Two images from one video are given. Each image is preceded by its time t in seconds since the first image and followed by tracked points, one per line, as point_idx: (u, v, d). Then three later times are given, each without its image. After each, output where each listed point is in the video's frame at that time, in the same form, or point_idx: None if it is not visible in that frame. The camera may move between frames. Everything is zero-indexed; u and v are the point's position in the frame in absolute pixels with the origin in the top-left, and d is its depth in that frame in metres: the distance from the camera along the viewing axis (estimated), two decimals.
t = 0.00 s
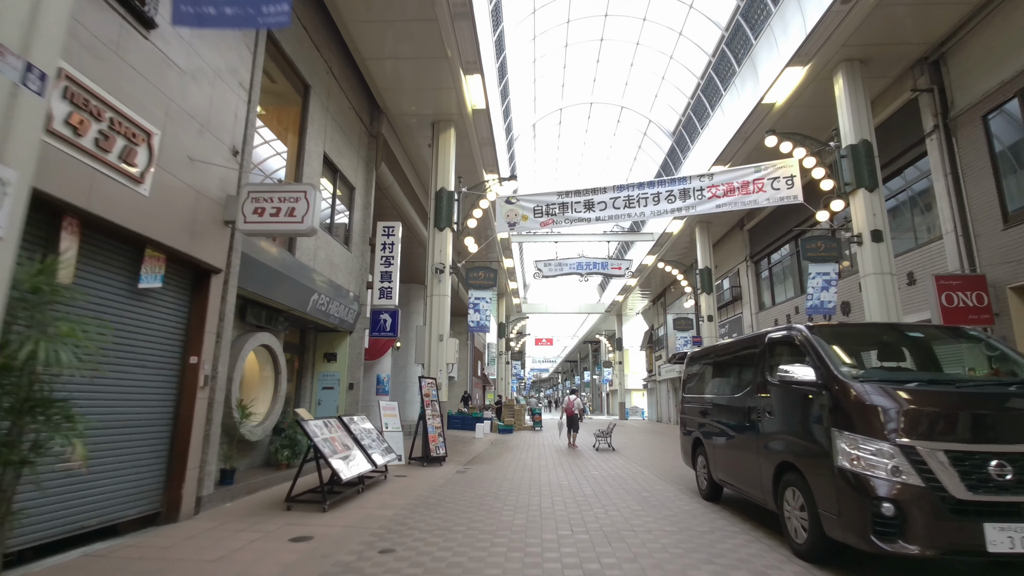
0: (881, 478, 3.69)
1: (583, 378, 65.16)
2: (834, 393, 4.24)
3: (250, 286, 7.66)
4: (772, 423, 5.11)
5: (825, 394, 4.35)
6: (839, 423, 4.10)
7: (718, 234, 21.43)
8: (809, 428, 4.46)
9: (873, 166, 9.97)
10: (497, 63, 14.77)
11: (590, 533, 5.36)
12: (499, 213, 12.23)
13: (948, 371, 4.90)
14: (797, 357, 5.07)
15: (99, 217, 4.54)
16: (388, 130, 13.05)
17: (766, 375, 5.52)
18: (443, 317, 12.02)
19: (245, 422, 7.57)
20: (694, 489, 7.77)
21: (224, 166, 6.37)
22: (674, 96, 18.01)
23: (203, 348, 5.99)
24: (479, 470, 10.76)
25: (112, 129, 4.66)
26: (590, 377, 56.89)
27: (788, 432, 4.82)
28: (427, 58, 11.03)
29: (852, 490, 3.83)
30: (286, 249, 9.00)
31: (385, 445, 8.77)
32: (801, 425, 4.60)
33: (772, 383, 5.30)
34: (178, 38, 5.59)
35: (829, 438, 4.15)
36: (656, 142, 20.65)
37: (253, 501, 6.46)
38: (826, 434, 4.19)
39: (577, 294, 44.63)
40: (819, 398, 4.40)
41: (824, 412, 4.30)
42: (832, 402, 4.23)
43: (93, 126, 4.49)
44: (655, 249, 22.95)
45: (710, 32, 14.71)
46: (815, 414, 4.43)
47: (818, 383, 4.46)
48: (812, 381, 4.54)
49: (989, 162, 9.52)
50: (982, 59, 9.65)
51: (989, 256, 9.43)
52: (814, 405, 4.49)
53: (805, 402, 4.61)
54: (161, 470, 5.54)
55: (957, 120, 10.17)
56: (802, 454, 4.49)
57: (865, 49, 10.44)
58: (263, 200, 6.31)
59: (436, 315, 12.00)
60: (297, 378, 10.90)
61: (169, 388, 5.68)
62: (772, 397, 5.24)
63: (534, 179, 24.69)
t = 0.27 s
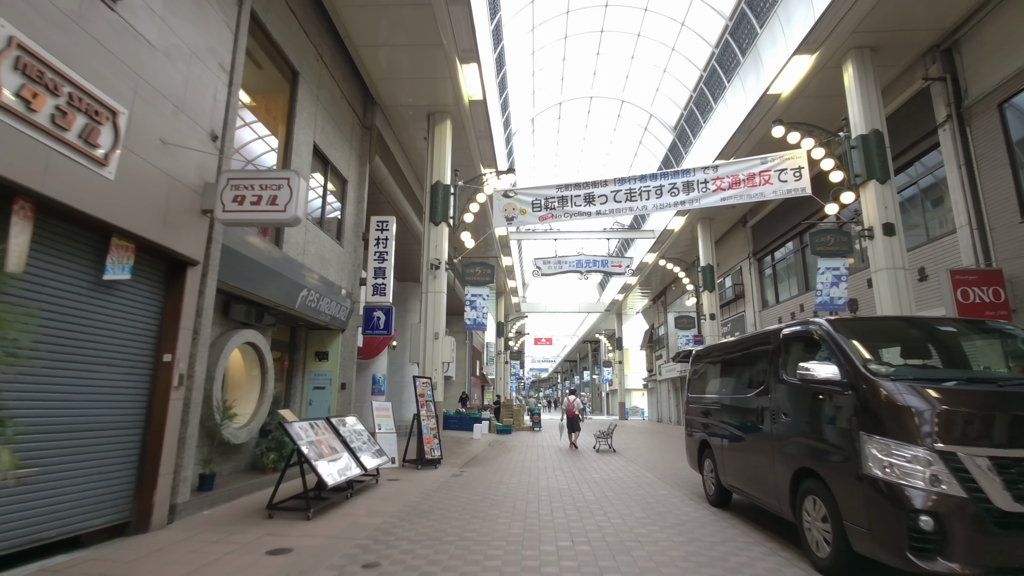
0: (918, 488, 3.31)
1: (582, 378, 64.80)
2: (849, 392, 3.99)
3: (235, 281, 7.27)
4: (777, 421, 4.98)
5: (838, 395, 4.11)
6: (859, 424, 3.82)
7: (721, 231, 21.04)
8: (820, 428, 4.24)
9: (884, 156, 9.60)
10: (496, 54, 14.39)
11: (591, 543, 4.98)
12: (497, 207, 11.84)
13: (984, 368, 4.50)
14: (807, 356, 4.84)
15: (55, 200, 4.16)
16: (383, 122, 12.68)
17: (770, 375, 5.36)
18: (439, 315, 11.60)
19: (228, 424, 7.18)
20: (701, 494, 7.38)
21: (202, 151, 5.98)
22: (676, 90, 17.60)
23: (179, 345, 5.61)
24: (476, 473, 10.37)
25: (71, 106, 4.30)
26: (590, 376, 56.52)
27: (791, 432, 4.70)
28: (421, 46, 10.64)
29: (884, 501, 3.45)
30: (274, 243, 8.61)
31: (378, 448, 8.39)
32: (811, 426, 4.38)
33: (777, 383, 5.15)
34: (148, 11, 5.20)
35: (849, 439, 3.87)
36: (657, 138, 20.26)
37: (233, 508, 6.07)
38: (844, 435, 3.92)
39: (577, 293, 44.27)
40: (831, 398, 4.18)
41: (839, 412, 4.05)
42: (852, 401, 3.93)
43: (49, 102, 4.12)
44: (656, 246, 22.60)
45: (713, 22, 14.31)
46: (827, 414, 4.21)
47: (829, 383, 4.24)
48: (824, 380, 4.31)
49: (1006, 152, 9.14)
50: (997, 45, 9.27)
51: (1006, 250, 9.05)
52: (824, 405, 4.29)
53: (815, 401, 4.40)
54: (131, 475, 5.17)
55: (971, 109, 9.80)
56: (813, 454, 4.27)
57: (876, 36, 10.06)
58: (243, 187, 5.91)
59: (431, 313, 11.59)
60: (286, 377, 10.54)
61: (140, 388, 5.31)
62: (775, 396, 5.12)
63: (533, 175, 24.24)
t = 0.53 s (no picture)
0: (962, 498, 2.95)
1: (582, 378, 64.46)
2: (862, 391, 3.83)
3: (219, 275, 6.89)
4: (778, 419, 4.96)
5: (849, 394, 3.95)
6: (875, 422, 3.62)
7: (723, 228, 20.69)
8: (831, 427, 4.10)
9: (896, 147, 9.26)
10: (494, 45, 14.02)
11: (594, 554, 4.63)
12: (494, 201, 11.49)
13: None
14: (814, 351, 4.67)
15: (7, 179, 3.80)
16: (377, 114, 12.30)
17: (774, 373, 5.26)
18: (435, 312, 11.19)
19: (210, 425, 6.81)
20: (708, 498, 7.03)
21: (179, 134, 5.61)
22: (677, 82, 17.05)
23: (152, 341, 5.25)
24: (473, 475, 9.99)
25: (26, 77, 3.94)
26: (590, 376, 56.18)
27: (791, 437, 4.68)
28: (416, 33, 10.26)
29: (924, 512, 3.09)
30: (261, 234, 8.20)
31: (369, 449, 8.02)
32: (821, 425, 4.22)
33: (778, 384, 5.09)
34: None
35: (864, 438, 3.68)
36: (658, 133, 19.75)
37: (212, 515, 5.71)
38: (858, 434, 3.74)
39: (577, 293, 43.91)
40: (841, 397, 4.04)
41: (852, 411, 3.88)
42: (868, 400, 3.74)
43: (2, 72, 3.76)
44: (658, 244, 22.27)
45: (717, 12, 13.87)
46: (837, 413, 4.06)
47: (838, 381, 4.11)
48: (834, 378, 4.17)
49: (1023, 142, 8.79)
50: (1014, 31, 8.91)
51: None
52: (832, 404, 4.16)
53: (823, 400, 4.28)
54: (98, 480, 4.81)
55: (985, 98, 9.46)
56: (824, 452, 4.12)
57: (887, 23, 9.69)
58: (222, 172, 5.53)
59: (427, 309, 11.19)
60: (276, 377, 10.16)
61: (109, 387, 4.95)
62: (775, 397, 5.10)
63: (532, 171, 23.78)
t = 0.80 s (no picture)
0: (1017, 512, 2.59)
1: (578, 378, 64.17)
2: (871, 390, 3.73)
3: (198, 267, 6.50)
4: (776, 419, 4.98)
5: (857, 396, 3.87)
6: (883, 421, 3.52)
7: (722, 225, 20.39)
8: (836, 427, 4.03)
9: (906, 137, 8.94)
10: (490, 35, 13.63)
11: (596, 568, 4.27)
12: (489, 194, 11.08)
13: None
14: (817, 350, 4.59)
15: None
16: (368, 104, 11.90)
17: (774, 374, 5.24)
18: (428, 309, 10.78)
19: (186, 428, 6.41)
20: (713, 504, 6.68)
21: (147, 113, 5.20)
22: (676, 75, 16.53)
23: (117, 337, 4.84)
24: (466, 477, 9.63)
25: None
26: (586, 376, 55.89)
27: (788, 440, 4.71)
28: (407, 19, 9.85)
29: (974, 528, 2.73)
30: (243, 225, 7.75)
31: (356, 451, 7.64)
32: (826, 425, 4.16)
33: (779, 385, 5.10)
34: None
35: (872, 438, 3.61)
36: (656, 128, 19.33)
37: (183, 525, 5.30)
38: (869, 435, 3.64)
39: (573, 291, 43.58)
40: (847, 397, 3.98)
41: (858, 412, 3.81)
42: (881, 400, 3.60)
43: None
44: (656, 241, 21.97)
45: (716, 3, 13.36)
46: (843, 414, 3.99)
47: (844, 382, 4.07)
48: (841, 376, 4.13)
49: None
50: None
51: None
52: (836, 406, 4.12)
53: (825, 400, 4.24)
54: (54, 487, 4.41)
55: (997, 88, 9.15)
56: (829, 450, 4.06)
57: (896, 10, 9.36)
58: (196, 155, 5.10)
59: (419, 307, 10.79)
60: (262, 376, 9.75)
61: (67, 386, 4.56)
62: (772, 398, 5.12)
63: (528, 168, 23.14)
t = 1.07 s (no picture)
0: None
1: (572, 378, 63.85)
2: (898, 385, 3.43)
3: (167, 258, 6.08)
4: (771, 419, 4.99)
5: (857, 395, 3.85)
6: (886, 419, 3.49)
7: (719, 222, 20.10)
8: (836, 427, 4.02)
9: (912, 127, 8.64)
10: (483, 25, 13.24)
11: None
12: (481, 185, 10.70)
13: None
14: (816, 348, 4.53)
15: None
16: (357, 93, 11.49)
17: (771, 373, 5.22)
18: (417, 305, 10.37)
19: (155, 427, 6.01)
20: (715, 508, 6.34)
21: (106, 86, 4.78)
22: (673, 68, 16.17)
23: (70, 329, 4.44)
24: (456, 479, 9.26)
25: None
26: (580, 376, 55.55)
27: (786, 440, 4.71)
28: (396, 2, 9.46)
29: None
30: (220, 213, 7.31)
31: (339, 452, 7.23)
32: (824, 425, 4.16)
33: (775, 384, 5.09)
34: None
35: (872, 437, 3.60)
36: (652, 123, 18.99)
37: (147, 535, 4.91)
38: (875, 433, 3.57)
39: (567, 290, 43.24)
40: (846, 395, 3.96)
41: (858, 411, 3.79)
42: (886, 398, 3.54)
43: None
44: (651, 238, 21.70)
45: None
46: (843, 413, 3.98)
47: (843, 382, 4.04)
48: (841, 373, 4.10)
49: None
50: None
51: None
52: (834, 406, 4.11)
53: (823, 400, 4.24)
54: None
55: (1004, 78, 8.88)
56: (828, 450, 4.06)
57: None
58: (159, 133, 4.72)
59: (408, 302, 10.38)
60: (243, 374, 9.33)
61: (13, 383, 4.15)
62: (768, 397, 5.11)
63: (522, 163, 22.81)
